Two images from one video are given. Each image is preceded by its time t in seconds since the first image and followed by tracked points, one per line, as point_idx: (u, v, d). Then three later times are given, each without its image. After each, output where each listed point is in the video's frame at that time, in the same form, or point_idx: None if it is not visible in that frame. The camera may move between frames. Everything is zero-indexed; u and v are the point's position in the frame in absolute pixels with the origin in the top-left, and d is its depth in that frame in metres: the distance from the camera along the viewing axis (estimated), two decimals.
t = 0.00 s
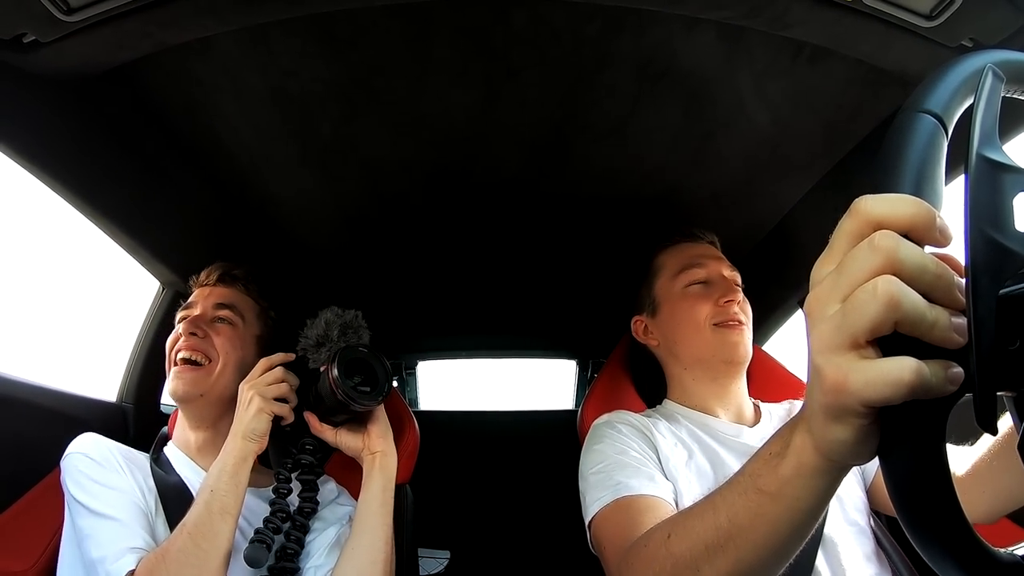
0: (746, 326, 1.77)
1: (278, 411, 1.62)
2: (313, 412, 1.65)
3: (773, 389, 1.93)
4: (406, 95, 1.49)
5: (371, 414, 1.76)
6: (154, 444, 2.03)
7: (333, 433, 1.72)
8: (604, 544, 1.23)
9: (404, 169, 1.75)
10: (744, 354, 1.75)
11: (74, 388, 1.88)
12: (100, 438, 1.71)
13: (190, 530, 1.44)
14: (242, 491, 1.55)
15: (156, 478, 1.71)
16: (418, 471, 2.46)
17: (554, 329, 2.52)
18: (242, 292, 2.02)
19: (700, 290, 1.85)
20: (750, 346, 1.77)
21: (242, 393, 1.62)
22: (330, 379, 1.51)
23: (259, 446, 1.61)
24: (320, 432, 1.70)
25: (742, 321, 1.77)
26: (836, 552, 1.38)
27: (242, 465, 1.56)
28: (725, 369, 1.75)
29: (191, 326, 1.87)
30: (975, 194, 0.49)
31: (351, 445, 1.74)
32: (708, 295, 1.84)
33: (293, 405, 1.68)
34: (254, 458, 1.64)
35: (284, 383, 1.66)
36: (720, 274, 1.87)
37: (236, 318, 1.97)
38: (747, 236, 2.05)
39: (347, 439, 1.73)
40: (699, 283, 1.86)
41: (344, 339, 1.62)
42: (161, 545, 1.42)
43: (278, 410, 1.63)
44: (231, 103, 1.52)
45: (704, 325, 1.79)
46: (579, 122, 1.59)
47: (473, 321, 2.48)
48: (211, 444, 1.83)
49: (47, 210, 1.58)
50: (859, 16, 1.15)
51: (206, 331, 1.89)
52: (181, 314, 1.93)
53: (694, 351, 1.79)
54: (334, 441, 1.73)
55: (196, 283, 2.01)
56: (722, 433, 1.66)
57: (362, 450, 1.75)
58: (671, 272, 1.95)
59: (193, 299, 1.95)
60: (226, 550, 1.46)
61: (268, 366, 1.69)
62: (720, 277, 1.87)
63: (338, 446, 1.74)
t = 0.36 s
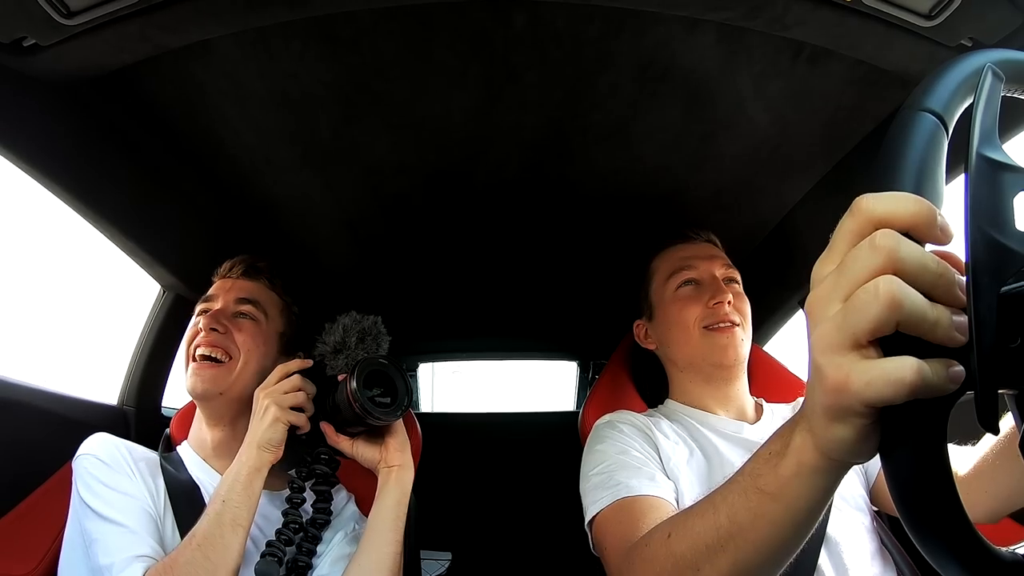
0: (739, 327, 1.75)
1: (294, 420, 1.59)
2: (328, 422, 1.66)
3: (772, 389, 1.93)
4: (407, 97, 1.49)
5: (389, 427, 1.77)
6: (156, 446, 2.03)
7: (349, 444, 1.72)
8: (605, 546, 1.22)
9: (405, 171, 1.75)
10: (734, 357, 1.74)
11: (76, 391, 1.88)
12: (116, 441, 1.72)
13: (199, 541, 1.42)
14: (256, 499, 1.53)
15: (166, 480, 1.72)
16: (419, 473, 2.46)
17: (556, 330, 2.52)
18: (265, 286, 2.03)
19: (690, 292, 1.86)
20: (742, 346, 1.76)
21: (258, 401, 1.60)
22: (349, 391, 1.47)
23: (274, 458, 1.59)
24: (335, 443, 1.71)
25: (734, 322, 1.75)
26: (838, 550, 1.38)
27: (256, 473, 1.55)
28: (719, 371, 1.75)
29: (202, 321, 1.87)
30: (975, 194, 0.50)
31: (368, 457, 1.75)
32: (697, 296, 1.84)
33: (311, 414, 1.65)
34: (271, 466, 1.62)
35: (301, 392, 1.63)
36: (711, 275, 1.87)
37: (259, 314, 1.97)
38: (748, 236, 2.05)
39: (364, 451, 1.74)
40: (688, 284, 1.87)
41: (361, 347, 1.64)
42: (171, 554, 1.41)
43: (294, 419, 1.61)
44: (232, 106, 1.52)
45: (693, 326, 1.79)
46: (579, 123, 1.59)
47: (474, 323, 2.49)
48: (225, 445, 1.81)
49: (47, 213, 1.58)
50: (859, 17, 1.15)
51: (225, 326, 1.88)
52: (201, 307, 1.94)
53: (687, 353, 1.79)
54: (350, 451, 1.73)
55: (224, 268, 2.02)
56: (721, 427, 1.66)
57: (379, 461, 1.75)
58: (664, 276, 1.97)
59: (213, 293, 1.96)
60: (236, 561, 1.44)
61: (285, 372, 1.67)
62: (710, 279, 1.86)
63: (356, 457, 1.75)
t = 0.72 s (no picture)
0: (747, 332, 1.77)
1: (288, 423, 1.60)
2: (325, 424, 1.66)
3: (774, 387, 1.93)
4: (408, 98, 1.49)
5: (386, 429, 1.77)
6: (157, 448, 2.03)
7: (346, 447, 1.73)
8: (607, 544, 1.23)
9: (406, 172, 1.75)
10: (740, 362, 1.75)
11: (78, 394, 1.88)
12: (112, 442, 1.73)
13: (189, 543, 1.42)
14: (248, 505, 1.53)
15: (162, 479, 1.72)
16: (421, 474, 2.46)
17: (557, 331, 2.53)
18: (258, 286, 2.00)
19: (699, 293, 1.85)
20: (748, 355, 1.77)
21: (253, 404, 1.60)
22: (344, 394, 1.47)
23: (268, 461, 1.58)
24: (332, 446, 1.71)
25: (742, 327, 1.77)
26: (841, 548, 1.38)
27: (251, 476, 1.55)
28: (726, 374, 1.75)
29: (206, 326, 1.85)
30: (976, 190, 0.50)
31: (365, 459, 1.76)
32: (707, 297, 1.83)
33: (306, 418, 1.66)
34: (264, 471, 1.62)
35: (296, 395, 1.64)
36: (720, 276, 1.86)
37: (254, 315, 1.95)
38: (749, 236, 2.05)
39: (360, 453, 1.74)
40: (696, 285, 1.86)
41: (357, 348, 1.63)
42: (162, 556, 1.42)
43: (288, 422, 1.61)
44: (233, 108, 1.53)
45: (700, 329, 1.79)
46: (580, 124, 1.59)
47: (475, 324, 2.49)
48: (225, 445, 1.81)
49: (49, 217, 1.58)
50: (860, 16, 1.15)
51: (221, 330, 1.86)
52: (196, 310, 1.92)
53: (691, 355, 1.79)
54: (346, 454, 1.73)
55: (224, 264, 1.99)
56: (722, 430, 1.66)
57: (375, 464, 1.76)
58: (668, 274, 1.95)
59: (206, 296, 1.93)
60: (226, 564, 1.43)
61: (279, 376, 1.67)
62: (719, 279, 1.85)
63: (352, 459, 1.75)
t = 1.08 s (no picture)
0: (749, 328, 1.76)
1: (302, 425, 1.59)
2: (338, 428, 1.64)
3: (773, 386, 1.93)
4: (407, 98, 1.49)
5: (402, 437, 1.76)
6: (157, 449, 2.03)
7: (359, 450, 1.70)
8: (608, 546, 1.23)
9: (405, 172, 1.75)
10: (744, 357, 1.74)
11: (78, 395, 1.88)
12: (123, 441, 1.73)
13: (196, 547, 1.42)
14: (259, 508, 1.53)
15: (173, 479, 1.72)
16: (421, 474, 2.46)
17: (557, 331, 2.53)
18: (283, 289, 2.01)
19: (701, 289, 1.86)
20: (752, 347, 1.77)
21: (267, 405, 1.60)
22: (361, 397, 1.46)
23: (280, 463, 1.58)
24: (345, 449, 1.68)
25: (743, 322, 1.76)
26: (841, 548, 1.38)
27: (262, 478, 1.55)
28: (728, 370, 1.75)
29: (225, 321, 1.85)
30: (976, 188, 0.50)
31: (378, 464, 1.74)
32: (708, 294, 1.84)
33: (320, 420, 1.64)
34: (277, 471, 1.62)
35: (311, 397, 1.62)
36: (721, 272, 1.86)
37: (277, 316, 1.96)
38: (748, 236, 2.05)
39: (374, 458, 1.73)
40: (699, 282, 1.87)
41: (373, 353, 1.63)
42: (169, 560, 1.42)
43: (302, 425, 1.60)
44: (232, 109, 1.53)
45: (704, 325, 1.80)
46: (579, 124, 1.59)
47: (475, 324, 2.49)
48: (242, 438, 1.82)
49: (49, 218, 1.58)
50: (859, 15, 1.15)
51: (244, 326, 1.87)
52: (221, 309, 1.92)
53: (694, 350, 1.79)
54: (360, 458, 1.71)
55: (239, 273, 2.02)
56: (722, 429, 1.66)
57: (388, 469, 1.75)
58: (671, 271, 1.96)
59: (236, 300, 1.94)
60: (236, 567, 1.44)
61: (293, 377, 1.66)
62: (720, 276, 1.86)
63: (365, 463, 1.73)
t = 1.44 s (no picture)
0: (741, 329, 1.75)
1: (296, 424, 1.59)
2: (333, 428, 1.66)
3: (774, 388, 1.92)
4: (408, 99, 1.49)
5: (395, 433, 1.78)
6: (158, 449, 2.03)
7: (354, 450, 1.72)
8: (609, 547, 1.23)
9: (406, 173, 1.75)
10: (736, 358, 1.73)
11: (79, 395, 1.88)
12: (118, 446, 1.74)
13: (187, 543, 1.41)
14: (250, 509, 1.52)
15: (167, 481, 1.73)
16: (422, 475, 2.46)
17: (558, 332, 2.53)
18: (274, 295, 2.04)
19: (692, 294, 1.85)
20: (745, 348, 1.75)
21: (261, 405, 1.60)
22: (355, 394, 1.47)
23: (274, 463, 1.58)
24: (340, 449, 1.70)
25: (735, 325, 1.75)
26: (842, 550, 1.38)
27: (257, 475, 1.54)
28: (721, 373, 1.74)
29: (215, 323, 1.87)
30: (977, 191, 0.49)
31: (374, 463, 1.75)
32: (698, 298, 1.83)
33: (315, 420, 1.65)
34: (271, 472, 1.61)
35: (306, 396, 1.63)
36: (714, 277, 1.86)
37: (269, 319, 1.97)
38: (750, 238, 2.05)
39: (369, 456, 1.74)
40: (691, 287, 1.87)
41: (366, 351, 1.63)
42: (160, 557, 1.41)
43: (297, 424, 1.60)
44: (233, 109, 1.53)
45: (695, 328, 1.79)
46: (581, 125, 1.59)
47: (477, 325, 2.49)
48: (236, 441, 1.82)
49: (50, 217, 1.58)
50: (861, 17, 1.15)
51: (237, 328, 1.89)
52: (213, 314, 1.93)
53: (687, 354, 1.79)
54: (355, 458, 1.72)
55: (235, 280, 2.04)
56: (724, 433, 1.66)
57: (383, 468, 1.76)
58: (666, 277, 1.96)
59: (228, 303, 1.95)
60: (226, 563, 1.42)
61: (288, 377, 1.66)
62: (712, 281, 1.86)
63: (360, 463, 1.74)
